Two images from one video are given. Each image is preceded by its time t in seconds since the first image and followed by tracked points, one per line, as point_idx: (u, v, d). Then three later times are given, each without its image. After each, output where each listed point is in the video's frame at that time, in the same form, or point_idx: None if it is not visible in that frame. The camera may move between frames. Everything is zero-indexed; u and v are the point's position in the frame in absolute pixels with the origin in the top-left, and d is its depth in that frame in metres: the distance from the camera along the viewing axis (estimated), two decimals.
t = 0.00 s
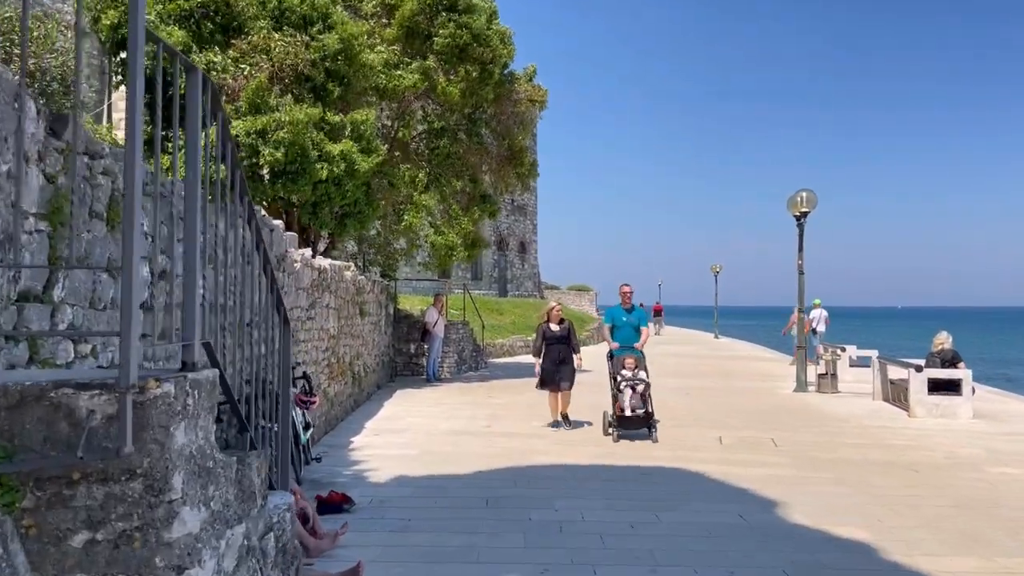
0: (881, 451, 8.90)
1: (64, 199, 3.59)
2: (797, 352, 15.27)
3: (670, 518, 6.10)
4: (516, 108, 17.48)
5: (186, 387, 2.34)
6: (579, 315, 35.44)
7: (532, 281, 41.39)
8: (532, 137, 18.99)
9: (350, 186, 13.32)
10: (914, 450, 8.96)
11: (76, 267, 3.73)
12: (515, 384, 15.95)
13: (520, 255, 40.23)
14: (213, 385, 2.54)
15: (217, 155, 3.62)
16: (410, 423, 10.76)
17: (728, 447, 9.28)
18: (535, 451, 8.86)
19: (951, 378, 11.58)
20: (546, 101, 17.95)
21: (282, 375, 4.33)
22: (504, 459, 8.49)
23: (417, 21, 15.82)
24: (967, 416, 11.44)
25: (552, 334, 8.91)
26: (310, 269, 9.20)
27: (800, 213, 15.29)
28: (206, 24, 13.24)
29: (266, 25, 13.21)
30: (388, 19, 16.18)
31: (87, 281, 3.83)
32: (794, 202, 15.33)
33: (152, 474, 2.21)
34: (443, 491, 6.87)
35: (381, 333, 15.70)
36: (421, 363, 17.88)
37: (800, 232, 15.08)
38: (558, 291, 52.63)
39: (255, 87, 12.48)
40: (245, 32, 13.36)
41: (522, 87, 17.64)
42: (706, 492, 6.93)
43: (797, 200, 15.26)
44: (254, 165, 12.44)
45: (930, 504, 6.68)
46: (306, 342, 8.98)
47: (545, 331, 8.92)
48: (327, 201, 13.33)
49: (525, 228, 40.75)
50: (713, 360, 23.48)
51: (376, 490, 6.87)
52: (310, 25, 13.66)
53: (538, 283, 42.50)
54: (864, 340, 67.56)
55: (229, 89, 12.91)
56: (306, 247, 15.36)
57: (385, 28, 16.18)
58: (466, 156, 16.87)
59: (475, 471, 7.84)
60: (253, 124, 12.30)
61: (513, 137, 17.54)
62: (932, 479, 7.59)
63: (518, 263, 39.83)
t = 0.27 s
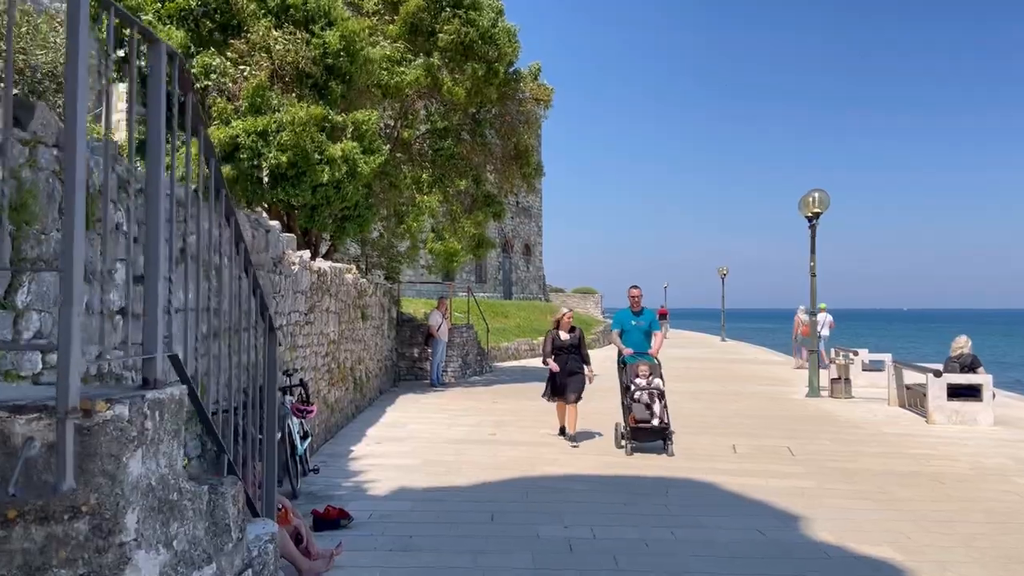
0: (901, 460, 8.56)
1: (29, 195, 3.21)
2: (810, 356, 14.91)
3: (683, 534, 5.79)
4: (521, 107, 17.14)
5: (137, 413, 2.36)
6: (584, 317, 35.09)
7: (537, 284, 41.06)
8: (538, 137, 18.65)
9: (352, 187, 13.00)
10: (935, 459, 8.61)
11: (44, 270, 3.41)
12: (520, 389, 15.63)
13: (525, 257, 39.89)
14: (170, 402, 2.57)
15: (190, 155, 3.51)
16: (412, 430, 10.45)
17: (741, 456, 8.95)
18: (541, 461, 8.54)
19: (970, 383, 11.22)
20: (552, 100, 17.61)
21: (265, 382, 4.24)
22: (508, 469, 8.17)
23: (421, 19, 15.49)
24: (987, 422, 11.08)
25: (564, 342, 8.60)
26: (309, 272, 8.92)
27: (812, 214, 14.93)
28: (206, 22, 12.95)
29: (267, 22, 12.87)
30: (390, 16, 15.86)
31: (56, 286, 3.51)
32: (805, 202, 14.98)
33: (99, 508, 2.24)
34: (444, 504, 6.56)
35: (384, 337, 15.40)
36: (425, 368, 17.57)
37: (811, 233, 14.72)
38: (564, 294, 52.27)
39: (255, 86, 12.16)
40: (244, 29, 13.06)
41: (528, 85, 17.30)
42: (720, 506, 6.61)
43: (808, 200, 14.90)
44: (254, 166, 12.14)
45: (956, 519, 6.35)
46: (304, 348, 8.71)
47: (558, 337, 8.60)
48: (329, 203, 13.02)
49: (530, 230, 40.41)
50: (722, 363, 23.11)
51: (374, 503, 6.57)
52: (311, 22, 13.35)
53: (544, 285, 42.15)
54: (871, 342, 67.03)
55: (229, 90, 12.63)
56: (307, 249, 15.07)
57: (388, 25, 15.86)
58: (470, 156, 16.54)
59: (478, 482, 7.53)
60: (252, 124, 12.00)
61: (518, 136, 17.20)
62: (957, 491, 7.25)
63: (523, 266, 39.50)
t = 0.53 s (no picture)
0: (924, 467, 8.23)
1: None
2: (823, 358, 14.56)
3: (701, 547, 5.48)
4: (526, 105, 16.85)
5: (75, 432, 2.12)
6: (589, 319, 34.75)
7: (542, 285, 40.74)
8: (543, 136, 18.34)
9: (353, 186, 12.71)
10: (959, 466, 8.28)
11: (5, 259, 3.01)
12: (527, 392, 15.31)
13: (529, 258, 39.59)
14: (126, 413, 2.37)
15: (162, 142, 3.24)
16: (416, 435, 10.14)
17: (756, 462, 8.62)
18: (549, 468, 8.22)
19: (991, 386, 10.87)
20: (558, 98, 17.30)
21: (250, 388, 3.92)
22: (515, 476, 7.86)
23: (424, 15, 15.20)
24: (1009, 426, 10.73)
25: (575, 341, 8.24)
26: (308, 272, 8.61)
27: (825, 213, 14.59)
28: (205, 18, 12.62)
29: (267, 16, 12.57)
30: (393, 12, 15.58)
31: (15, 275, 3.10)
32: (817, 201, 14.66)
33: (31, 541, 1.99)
34: (449, 515, 6.25)
35: (387, 340, 15.11)
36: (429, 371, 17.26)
37: (824, 232, 14.39)
38: (569, 296, 51.93)
39: (253, 81, 11.83)
40: (244, 25, 12.80)
41: (533, 83, 17.00)
42: (739, 516, 6.29)
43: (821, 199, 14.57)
44: (252, 165, 11.82)
45: (988, 530, 6.03)
46: (303, 351, 8.41)
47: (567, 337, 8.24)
48: (331, 202, 12.71)
49: (534, 232, 40.09)
50: (730, 366, 22.76)
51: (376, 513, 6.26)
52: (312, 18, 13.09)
53: (549, 287, 41.84)
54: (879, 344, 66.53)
55: (228, 86, 12.31)
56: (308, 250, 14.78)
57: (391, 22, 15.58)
58: (474, 156, 16.25)
59: (484, 490, 7.23)
60: (251, 122, 11.70)
61: (524, 136, 16.90)
62: (986, 500, 6.92)
63: (528, 267, 39.19)
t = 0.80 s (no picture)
0: (946, 478, 7.92)
1: None
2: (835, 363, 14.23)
3: (719, 565, 5.18)
4: (531, 106, 16.60)
5: None
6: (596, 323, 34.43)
7: (547, 289, 40.43)
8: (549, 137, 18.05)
9: (354, 189, 12.45)
10: (983, 476, 7.97)
11: None
12: (532, 398, 15.01)
13: (535, 261, 39.30)
14: (61, 448, 2.23)
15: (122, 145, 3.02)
16: (419, 444, 9.86)
17: (771, 472, 8.32)
18: (557, 478, 7.93)
19: (1011, 393, 10.55)
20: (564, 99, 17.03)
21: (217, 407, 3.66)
22: (522, 487, 7.57)
23: (427, 14, 14.95)
24: None
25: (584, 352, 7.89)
26: (307, 276, 8.35)
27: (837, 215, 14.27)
28: (203, 17, 12.42)
29: (266, 14, 12.34)
30: (396, 12, 15.33)
31: None
32: (829, 203, 14.35)
33: None
34: (452, 530, 5.97)
35: (390, 345, 14.84)
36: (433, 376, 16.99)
37: (836, 234, 14.07)
38: (574, 299, 51.60)
39: (251, 80, 11.60)
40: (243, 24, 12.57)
41: (538, 84, 16.74)
42: (757, 531, 6.00)
43: (833, 200, 14.26)
44: (250, 165, 11.58)
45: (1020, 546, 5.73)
46: (303, 358, 8.16)
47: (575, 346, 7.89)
48: (332, 204, 12.44)
49: (539, 235, 39.82)
50: (739, 370, 22.42)
51: (376, 528, 5.99)
52: (313, 17, 12.86)
53: (554, 290, 41.53)
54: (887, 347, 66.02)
55: (225, 83, 12.06)
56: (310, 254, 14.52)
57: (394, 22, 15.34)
58: (478, 158, 15.97)
59: (490, 502, 6.94)
60: (249, 121, 11.44)
61: (529, 137, 16.64)
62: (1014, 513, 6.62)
63: (533, 270, 38.89)
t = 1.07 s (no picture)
0: (969, 486, 7.58)
1: None
2: (849, 366, 13.90)
3: None
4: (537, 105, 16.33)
5: None
6: (602, 326, 34.14)
7: (553, 291, 40.14)
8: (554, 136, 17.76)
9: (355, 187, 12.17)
10: (1007, 484, 7.64)
11: None
12: (538, 402, 14.71)
13: (540, 264, 39.02)
14: None
15: (53, 115, 2.80)
16: (421, 450, 9.57)
17: (786, 479, 8.01)
18: (563, 486, 7.64)
19: None
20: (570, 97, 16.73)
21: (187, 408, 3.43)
22: (526, 496, 7.28)
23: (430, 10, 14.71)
24: None
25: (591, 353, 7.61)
26: (304, 277, 8.09)
27: (849, 213, 13.95)
28: (201, 13, 12.22)
29: (266, 10, 12.13)
30: (398, 9, 15.09)
31: None
32: (841, 202, 14.03)
33: None
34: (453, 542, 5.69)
35: (392, 347, 14.56)
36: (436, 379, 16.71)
37: (849, 234, 13.75)
38: (580, 302, 51.28)
39: (248, 76, 11.36)
40: (243, 20, 12.35)
41: (544, 82, 16.47)
42: (773, 544, 5.69)
43: (845, 199, 13.94)
44: (246, 162, 11.34)
45: None
46: (300, 362, 7.90)
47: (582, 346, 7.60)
48: (333, 204, 12.17)
49: (545, 237, 39.56)
50: (749, 373, 22.04)
51: (372, 540, 5.69)
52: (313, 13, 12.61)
53: (560, 293, 41.25)
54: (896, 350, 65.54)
55: (221, 78, 11.84)
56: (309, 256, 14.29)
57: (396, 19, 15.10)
58: (482, 156, 15.72)
59: (492, 512, 6.65)
60: (245, 117, 11.20)
61: (534, 136, 16.36)
62: None
63: (538, 273, 38.62)
